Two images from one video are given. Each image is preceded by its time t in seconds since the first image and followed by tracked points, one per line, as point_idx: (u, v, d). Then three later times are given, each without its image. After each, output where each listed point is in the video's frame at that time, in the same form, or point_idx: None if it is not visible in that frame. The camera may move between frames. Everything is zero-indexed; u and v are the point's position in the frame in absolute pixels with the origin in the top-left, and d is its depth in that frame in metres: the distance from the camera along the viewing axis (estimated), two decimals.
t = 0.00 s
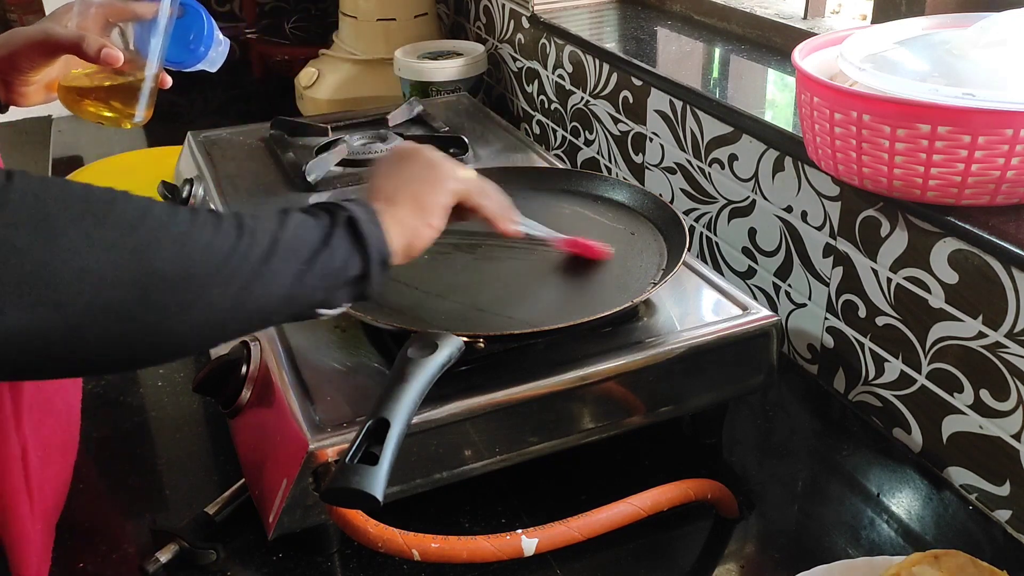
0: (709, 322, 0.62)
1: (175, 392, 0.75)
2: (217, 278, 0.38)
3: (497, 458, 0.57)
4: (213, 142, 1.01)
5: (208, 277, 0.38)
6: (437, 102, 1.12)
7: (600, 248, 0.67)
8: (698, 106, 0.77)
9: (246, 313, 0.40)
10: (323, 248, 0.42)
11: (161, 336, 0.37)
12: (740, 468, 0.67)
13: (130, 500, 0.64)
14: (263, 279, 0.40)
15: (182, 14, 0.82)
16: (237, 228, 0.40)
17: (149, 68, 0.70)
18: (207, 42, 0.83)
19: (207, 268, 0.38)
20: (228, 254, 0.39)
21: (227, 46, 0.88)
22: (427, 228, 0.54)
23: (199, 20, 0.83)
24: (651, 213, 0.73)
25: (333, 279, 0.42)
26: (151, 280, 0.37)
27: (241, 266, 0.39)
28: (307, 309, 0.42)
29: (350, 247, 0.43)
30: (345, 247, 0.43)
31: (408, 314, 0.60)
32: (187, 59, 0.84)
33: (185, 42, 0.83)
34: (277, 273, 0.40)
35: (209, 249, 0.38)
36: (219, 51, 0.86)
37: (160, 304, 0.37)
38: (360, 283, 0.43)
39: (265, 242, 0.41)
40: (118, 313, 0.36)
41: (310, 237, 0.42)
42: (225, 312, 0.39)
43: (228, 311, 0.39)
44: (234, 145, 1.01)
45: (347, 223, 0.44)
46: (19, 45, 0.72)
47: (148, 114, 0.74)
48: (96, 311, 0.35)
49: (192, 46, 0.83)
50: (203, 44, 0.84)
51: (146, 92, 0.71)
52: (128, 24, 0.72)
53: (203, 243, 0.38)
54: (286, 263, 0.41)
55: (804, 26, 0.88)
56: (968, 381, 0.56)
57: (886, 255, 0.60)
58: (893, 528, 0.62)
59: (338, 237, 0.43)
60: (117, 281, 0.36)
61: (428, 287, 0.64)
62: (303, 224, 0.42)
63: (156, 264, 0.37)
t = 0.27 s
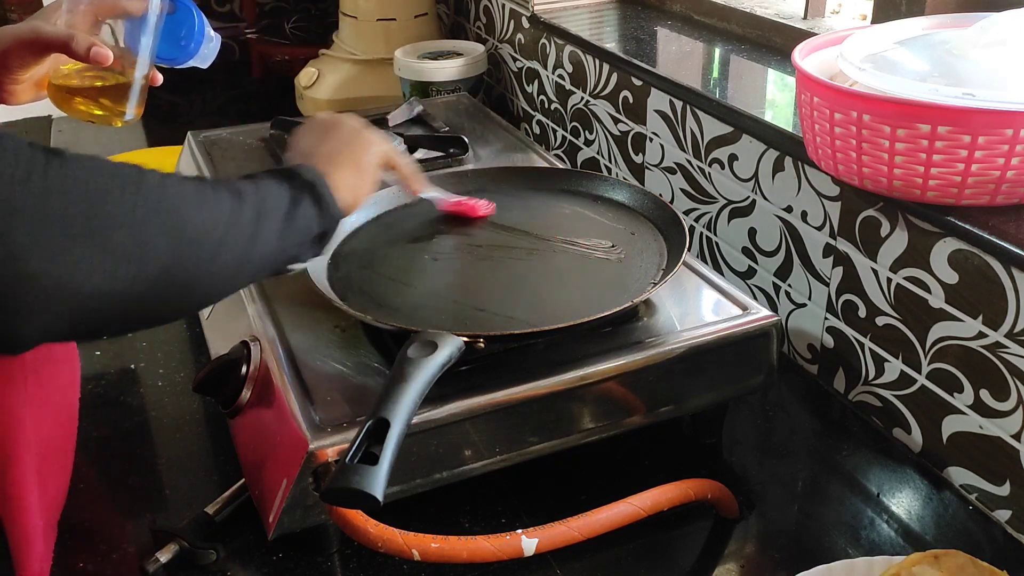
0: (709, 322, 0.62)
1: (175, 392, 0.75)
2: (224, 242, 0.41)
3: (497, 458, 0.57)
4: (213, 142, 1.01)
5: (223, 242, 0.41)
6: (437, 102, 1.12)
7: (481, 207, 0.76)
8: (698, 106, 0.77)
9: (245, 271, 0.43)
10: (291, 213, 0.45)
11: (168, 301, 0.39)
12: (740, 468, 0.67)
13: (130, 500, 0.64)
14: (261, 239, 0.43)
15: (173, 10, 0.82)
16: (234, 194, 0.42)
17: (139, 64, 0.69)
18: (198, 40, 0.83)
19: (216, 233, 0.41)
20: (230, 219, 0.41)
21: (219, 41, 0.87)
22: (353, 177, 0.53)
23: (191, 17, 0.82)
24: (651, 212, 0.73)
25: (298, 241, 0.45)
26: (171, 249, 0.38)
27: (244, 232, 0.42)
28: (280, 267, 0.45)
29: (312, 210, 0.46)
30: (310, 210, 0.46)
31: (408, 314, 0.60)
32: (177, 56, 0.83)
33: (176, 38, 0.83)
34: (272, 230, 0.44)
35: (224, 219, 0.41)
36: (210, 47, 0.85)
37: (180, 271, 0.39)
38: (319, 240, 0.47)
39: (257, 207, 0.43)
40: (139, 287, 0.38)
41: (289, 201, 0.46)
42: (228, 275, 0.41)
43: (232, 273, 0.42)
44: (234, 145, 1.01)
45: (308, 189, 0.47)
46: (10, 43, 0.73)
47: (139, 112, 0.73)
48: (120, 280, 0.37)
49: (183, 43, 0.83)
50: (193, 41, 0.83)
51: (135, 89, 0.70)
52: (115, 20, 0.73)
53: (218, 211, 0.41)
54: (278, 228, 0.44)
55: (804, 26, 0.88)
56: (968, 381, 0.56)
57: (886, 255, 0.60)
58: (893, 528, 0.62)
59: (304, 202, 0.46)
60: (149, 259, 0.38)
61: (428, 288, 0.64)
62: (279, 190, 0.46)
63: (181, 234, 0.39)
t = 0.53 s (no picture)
0: (709, 322, 0.62)
1: (175, 392, 0.75)
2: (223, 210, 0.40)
3: (497, 458, 0.57)
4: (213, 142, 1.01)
5: (212, 208, 0.40)
6: (437, 102, 1.12)
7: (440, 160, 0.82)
8: (698, 106, 0.77)
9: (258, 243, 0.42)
10: (293, 192, 0.44)
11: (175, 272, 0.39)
12: (740, 468, 0.67)
13: (130, 500, 0.64)
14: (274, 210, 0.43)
15: None
16: (213, 165, 0.41)
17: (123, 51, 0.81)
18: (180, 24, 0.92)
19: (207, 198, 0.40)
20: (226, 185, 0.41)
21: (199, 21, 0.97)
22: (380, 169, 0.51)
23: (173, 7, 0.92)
24: (650, 212, 0.73)
25: (300, 216, 0.44)
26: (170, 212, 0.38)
27: (241, 202, 0.41)
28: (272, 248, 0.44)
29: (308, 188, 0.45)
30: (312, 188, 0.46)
31: (408, 314, 0.60)
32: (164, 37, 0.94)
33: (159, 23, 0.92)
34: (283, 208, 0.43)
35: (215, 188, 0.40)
36: (191, 28, 0.96)
37: (161, 241, 0.38)
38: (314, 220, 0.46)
39: (243, 177, 0.42)
40: (123, 263, 0.37)
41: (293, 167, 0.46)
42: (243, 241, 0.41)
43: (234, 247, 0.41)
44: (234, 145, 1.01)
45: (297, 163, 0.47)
46: None
47: (122, 98, 0.89)
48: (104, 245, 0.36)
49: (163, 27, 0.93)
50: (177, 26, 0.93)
51: (116, 75, 0.82)
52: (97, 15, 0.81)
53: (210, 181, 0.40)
54: (285, 206, 0.43)
55: (804, 26, 0.88)
56: (968, 381, 0.56)
57: (886, 255, 0.60)
58: (893, 528, 0.62)
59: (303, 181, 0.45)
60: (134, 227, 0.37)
61: (428, 288, 0.64)
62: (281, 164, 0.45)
63: (157, 200, 0.38)
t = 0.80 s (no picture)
0: (709, 322, 0.62)
1: (175, 392, 0.75)
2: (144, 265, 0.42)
3: (497, 458, 0.57)
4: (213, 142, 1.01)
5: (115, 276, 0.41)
6: (437, 102, 1.12)
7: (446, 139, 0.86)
8: (698, 106, 0.77)
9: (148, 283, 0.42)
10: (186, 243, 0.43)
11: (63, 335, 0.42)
12: (740, 468, 0.67)
13: (130, 500, 0.64)
14: (172, 273, 0.43)
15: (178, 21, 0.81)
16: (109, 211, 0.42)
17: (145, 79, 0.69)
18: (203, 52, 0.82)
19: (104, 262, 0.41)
20: (105, 230, 0.41)
21: (219, 52, 0.88)
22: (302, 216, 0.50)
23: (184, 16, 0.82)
24: (650, 212, 0.73)
25: (205, 274, 0.44)
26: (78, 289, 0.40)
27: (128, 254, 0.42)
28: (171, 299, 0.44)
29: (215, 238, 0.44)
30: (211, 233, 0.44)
31: (408, 314, 0.60)
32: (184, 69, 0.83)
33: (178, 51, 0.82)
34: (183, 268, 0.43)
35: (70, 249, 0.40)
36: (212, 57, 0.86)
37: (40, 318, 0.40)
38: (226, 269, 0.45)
39: (142, 216, 0.42)
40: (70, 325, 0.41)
41: (188, 225, 0.43)
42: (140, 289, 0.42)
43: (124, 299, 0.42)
44: (234, 145, 1.01)
45: (218, 207, 0.44)
46: (10, 59, 0.73)
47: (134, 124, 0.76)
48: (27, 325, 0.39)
49: (186, 56, 0.82)
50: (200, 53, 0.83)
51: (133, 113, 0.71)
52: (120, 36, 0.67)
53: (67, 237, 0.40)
54: (196, 257, 0.43)
55: (804, 26, 0.88)
56: (968, 381, 0.56)
57: (886, 255, 0.60)
58: (893, 528, 0.62)
59: (208, 226, 0.44)
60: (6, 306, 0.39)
61: (428, 287, 0.64)
62: (173, 208, 0.43)
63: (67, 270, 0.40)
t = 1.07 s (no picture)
0: (709, 322, 0.62)
1: (175, 392, 0.75)
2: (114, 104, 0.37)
3: (497, 458, 0.57)
4: (213, 142, 1.01)
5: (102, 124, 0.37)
6: (437, 102, 1.12)
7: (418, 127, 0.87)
8: (698, 106, 0.77)
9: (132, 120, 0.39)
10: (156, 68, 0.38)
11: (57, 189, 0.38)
12: (740, 468, 0.67)
13: (130, 500, 0.64)
14: (152, 93, 0.38)
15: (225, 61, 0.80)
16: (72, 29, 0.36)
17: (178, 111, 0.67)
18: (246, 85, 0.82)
19: (51, 121, 0.36)
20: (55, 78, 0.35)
21: (269, 84, 0.88)
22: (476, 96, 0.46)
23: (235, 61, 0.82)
24: (650, 212, 0.73)
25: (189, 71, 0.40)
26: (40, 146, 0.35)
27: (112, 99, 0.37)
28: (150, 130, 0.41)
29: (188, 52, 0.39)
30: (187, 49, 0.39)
31: (408, 314, 0.60)
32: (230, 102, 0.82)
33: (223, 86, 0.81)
34: (167, 81, 0.39)
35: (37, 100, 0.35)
36: (259, 88, 0.86)
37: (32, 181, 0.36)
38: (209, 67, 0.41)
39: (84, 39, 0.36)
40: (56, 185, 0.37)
41: (151, 39, 0.38)
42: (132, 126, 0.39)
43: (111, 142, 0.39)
44: (234, 145, 1.01)
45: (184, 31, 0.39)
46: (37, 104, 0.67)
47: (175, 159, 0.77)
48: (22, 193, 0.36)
49: (231, 89, 0.82)
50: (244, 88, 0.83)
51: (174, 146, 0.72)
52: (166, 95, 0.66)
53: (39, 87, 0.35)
54: (170, 79, 0.39)
55: (804, 26, 0.88)
56: (968, 381, 0.56)
57: (886, 255, 0.60)
58: (893, 528, 0.62)
59: (178, 35, 0.38)
60: None
61: (427, 287, 0.64)
62: (125, 23, 0.37)
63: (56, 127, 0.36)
